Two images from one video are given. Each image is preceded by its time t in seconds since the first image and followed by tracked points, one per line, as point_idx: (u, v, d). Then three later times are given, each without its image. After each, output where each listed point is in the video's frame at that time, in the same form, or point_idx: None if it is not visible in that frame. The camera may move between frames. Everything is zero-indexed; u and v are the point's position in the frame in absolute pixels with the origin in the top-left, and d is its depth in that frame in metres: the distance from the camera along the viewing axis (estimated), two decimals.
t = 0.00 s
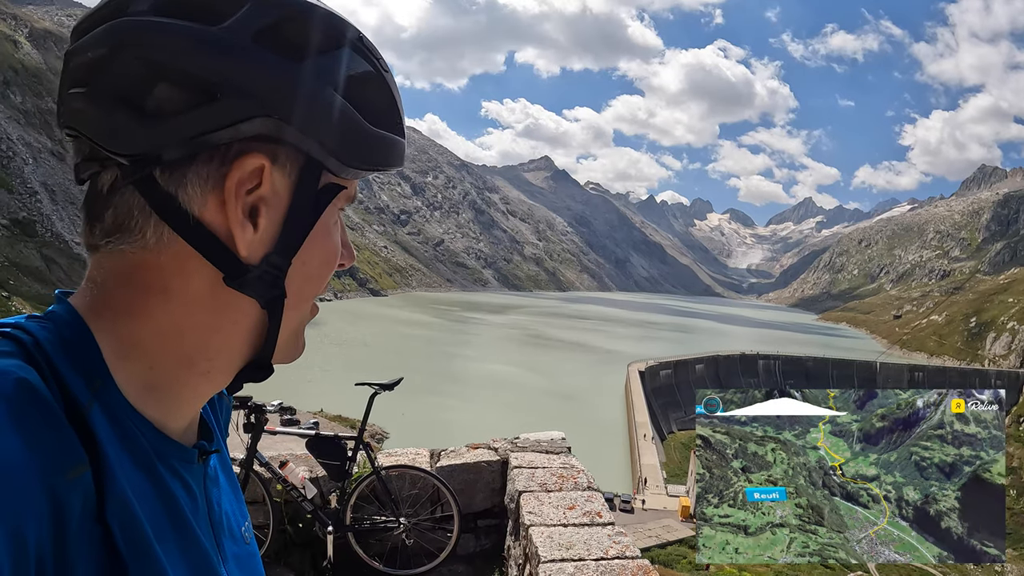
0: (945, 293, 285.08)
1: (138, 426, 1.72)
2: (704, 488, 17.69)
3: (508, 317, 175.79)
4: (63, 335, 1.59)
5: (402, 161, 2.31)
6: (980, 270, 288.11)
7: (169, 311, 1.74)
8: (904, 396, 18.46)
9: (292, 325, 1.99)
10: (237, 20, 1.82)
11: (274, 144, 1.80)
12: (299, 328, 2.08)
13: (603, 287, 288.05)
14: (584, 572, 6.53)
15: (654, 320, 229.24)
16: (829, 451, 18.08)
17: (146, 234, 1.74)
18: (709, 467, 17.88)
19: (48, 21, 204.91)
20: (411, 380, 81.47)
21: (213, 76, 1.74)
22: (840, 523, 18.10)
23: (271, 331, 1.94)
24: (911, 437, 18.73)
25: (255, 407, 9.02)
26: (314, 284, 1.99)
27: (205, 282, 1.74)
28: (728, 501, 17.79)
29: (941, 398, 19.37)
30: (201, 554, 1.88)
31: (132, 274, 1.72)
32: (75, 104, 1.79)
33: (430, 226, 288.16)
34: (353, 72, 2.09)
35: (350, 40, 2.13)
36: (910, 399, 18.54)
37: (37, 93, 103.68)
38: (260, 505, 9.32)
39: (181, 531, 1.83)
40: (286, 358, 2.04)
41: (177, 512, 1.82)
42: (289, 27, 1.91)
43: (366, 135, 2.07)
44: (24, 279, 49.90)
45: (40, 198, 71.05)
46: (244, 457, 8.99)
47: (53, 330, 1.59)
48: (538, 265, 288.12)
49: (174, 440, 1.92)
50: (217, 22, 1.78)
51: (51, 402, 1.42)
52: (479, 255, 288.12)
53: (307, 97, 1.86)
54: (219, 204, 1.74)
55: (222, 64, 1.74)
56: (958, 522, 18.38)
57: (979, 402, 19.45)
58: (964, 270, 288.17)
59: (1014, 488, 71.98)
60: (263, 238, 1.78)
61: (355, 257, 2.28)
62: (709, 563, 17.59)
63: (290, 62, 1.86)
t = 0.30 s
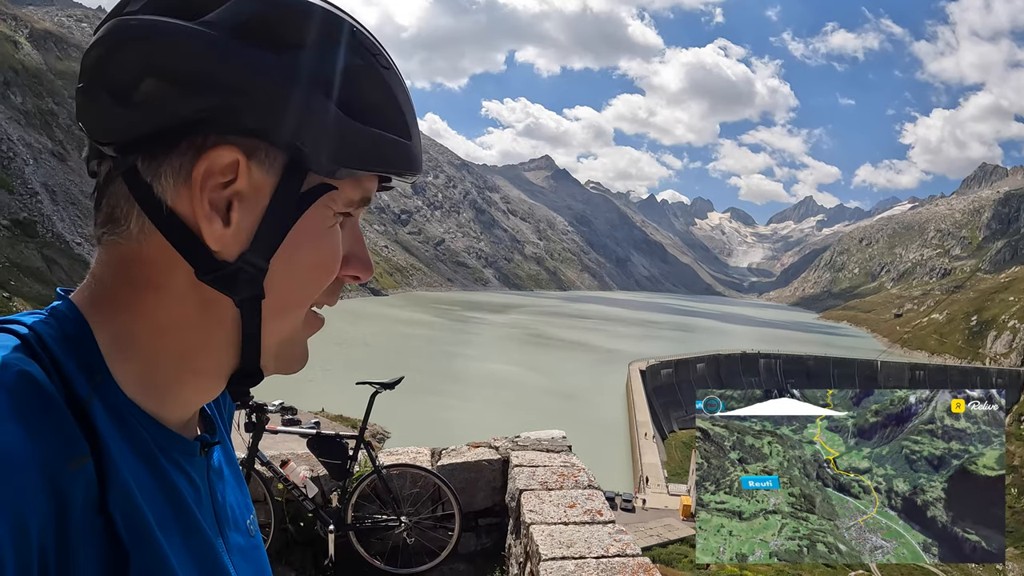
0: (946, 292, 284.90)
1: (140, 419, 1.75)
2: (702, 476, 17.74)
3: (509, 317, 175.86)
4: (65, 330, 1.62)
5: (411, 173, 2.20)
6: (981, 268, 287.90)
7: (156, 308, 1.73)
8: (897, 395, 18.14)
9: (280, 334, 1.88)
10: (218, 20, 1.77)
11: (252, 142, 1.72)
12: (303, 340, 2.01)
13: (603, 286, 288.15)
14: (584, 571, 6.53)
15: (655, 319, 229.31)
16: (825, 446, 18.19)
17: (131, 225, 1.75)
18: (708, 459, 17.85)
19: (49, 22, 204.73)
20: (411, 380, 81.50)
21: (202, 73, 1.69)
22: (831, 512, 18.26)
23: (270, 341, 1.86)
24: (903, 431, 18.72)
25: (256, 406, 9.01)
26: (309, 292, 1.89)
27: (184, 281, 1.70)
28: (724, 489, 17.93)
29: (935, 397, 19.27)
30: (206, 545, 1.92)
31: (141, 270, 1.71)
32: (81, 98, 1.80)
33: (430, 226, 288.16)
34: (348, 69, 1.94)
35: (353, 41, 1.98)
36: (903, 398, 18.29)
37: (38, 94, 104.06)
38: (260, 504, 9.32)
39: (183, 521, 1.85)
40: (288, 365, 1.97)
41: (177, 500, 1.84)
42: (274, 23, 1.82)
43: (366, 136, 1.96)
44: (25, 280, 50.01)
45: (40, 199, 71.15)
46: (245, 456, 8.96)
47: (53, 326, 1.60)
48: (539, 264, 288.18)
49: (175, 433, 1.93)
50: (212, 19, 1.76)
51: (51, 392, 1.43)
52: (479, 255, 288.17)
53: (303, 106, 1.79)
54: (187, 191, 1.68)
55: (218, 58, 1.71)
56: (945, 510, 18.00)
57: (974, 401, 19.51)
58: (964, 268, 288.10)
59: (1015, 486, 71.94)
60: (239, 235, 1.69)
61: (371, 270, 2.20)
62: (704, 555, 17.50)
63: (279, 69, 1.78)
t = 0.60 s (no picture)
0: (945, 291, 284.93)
1: (140, 421, 1.84)
2: (700, 466, 17.58)
3: (508, 316, 175.87)
4: (71, 332, 1.72)
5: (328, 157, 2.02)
6: (980, 268, 287.93)
7: (106, 306, 1.83)
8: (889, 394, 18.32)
9: (187, 329, 1.79)
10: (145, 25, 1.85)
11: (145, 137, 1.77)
12: (228, 355, 1.85)
13: (603, 286, 288.17)
14: (583, 570, 6.53)
15: (654, 318, 229.29)
16: (821, 440, 18.28)
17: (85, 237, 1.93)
18: (707, 450, 17.66)
19: (48, 22, 204.63)
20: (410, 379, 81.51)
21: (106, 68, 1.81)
22: (824, 503, 18.07)
23: (166, 333, 1.78)
24: (896, 426, 18.91)
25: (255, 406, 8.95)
26: (214, 283, 1.79)
27: (104, 279, 1.84)
28: (722, 478, 17.96)
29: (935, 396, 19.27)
30: (204, 540, 2.04)
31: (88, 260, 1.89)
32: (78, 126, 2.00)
33: (430, 225, 288.13)
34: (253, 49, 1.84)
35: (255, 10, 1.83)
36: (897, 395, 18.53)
37: (37, 95, 104.08)
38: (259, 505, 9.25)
39: (184, 515, 1.98)
40: (245, 382, 1.90)
41: (183, 501, 1.98)
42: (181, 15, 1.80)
43: (276, 123, 1.83)
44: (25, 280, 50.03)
45: (39, 199, 71.13)
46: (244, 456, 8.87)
47: (53, 329, 1.69)
48: (538, 264, 288.16)
49: (176, 435, 2.03)
50: (112, 45, 1.83)
51: (59, 389, 1.47)
52: (478, 254, 288.14)
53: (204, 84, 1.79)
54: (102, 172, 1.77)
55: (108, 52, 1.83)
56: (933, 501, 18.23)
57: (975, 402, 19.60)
58: (963, 267, 288.18)
59: (1013, 484, 71.98)
60: (131, 219, 1.76)
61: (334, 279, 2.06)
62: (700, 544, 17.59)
63: (161, 59, 1.78)
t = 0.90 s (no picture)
0: (944, 290, 284.89)
1: (153, 424, 1.96)
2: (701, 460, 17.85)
3: (507, 315, 175.88)
4: (94, 335, 1.93)
5: (285, 151, 2.20)
6: (979, 267, 287.98)
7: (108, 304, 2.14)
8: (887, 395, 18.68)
9: (163, 326, 1.94)
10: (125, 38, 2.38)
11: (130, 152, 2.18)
12: (204, 350, 1.98)
13: (602, 285, 288.14)
14: (587, 569, 6.54)
15: (653, 318, 229.12)
16: (820, 437, 18.28)
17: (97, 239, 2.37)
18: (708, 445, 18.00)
19: (46, 21, 203.93)
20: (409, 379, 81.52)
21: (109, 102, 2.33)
22: (819, 496, 18.17)
23: (144, 325, 1.96)
24: (893, 424, 18.94)
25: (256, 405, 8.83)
26: (180, 277, 1.93)
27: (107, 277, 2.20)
28: (722, 471, 18.00)
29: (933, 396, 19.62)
30: (221, 544, 2.14)
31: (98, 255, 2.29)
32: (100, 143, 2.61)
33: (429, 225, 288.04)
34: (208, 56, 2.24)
35: (205, 15, 2.30)
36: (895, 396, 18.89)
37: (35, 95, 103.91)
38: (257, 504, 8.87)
39: (199, 522, 2.08)
40: (223, 387, 2.02)
41: (200, 510, 2.10)
42: (159, 21, 2.34)
43: (223, 111, 2.10)
44: (23, 281, 49.99)
45: (38, 200, 71.06)
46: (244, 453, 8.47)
47: (84, 328, 1.95)
48: (537, 263, 288.10)
49: (189, 442, 2.17)
50: (106, 63, 2.41)
51: (76, 395, 1.61)
52: (477, 254, 288.07)
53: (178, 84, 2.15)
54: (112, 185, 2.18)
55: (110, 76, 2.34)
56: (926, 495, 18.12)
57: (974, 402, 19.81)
58: (962, 266, 288.20)
59: (1013, 484, 71.98)
60: (124, 226, 2.08)
61: (299, 268, 2.15)
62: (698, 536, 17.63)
63: (138, 75, 2.23)
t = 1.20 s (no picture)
0: (942, 289, 284.87)
1: (199, 440, 2.02)
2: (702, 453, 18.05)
3: (506, 315, 175.83)
4: (144, 351, 2.02)
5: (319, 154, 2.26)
6: (976, 266, 287.96)
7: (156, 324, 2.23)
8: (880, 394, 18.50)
9: (208, 340, 2.01)
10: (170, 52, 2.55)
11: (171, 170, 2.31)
12: (243, 360, 2.04)
13: (600, 285, 288.18)
14: (593, 567, 6.61)
15: (651, 317, 229.00)
16: (817, 434, 18.24)
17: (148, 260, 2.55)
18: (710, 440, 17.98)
19: (44, 21, 203.67)
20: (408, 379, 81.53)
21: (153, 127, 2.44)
22: (816, 491, 18.44)
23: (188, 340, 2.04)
24: (891, 421, 18.83)
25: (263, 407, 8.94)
26: (220, 291, 2.01)
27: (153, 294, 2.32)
28: (721, 466, 18.20)
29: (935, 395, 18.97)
30: (265, 561, 2.14)
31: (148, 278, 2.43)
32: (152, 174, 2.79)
33: (427, 224, 287.96)
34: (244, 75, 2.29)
35: (233, 29, 2.41)
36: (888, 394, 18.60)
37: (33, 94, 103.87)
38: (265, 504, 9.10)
39: (245, 538, 2.11)
40: (265, 399, 2.06)
41: (242, 523, 2.13)
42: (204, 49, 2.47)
43: (256, 122, 2.18)
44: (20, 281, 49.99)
45: (36, 199, 71.01)
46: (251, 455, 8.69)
47: (133, 346, 2.04)
48: (535, 263, 288.03)
49: (234, 457, 2.23)
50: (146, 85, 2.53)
51: (121, 412, 1.69)
52: (475, 253, 287.98)
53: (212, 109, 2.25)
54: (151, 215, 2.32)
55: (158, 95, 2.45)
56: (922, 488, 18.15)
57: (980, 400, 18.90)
58: (960, 266, 288.16)
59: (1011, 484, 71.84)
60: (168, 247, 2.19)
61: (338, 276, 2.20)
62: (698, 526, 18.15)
63: (178, 93, 2.35)
